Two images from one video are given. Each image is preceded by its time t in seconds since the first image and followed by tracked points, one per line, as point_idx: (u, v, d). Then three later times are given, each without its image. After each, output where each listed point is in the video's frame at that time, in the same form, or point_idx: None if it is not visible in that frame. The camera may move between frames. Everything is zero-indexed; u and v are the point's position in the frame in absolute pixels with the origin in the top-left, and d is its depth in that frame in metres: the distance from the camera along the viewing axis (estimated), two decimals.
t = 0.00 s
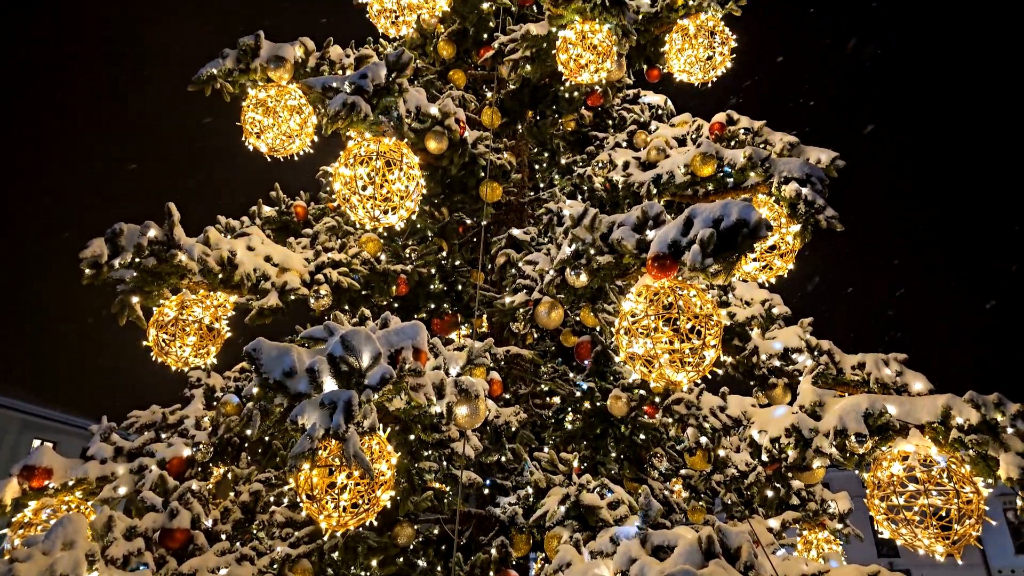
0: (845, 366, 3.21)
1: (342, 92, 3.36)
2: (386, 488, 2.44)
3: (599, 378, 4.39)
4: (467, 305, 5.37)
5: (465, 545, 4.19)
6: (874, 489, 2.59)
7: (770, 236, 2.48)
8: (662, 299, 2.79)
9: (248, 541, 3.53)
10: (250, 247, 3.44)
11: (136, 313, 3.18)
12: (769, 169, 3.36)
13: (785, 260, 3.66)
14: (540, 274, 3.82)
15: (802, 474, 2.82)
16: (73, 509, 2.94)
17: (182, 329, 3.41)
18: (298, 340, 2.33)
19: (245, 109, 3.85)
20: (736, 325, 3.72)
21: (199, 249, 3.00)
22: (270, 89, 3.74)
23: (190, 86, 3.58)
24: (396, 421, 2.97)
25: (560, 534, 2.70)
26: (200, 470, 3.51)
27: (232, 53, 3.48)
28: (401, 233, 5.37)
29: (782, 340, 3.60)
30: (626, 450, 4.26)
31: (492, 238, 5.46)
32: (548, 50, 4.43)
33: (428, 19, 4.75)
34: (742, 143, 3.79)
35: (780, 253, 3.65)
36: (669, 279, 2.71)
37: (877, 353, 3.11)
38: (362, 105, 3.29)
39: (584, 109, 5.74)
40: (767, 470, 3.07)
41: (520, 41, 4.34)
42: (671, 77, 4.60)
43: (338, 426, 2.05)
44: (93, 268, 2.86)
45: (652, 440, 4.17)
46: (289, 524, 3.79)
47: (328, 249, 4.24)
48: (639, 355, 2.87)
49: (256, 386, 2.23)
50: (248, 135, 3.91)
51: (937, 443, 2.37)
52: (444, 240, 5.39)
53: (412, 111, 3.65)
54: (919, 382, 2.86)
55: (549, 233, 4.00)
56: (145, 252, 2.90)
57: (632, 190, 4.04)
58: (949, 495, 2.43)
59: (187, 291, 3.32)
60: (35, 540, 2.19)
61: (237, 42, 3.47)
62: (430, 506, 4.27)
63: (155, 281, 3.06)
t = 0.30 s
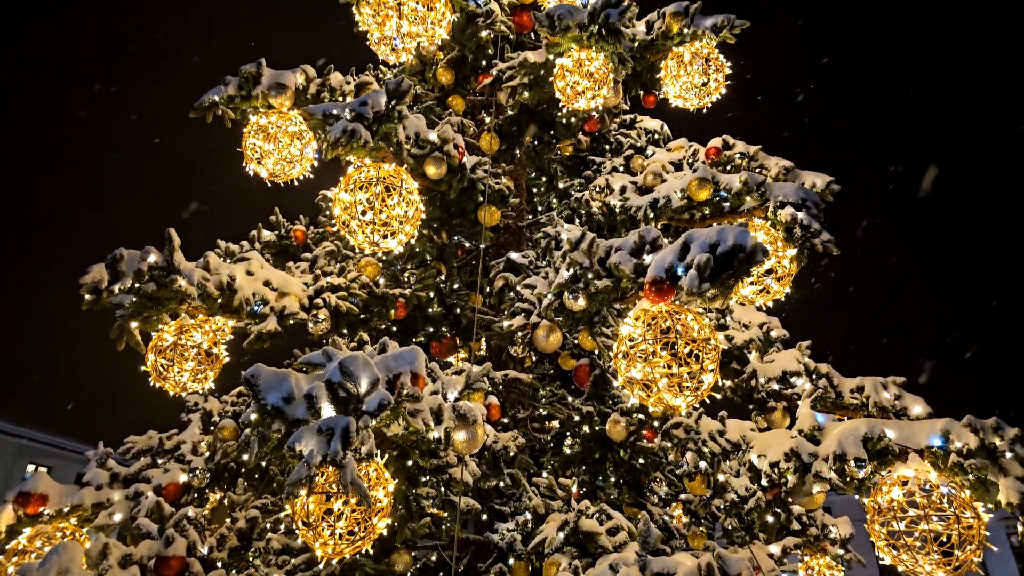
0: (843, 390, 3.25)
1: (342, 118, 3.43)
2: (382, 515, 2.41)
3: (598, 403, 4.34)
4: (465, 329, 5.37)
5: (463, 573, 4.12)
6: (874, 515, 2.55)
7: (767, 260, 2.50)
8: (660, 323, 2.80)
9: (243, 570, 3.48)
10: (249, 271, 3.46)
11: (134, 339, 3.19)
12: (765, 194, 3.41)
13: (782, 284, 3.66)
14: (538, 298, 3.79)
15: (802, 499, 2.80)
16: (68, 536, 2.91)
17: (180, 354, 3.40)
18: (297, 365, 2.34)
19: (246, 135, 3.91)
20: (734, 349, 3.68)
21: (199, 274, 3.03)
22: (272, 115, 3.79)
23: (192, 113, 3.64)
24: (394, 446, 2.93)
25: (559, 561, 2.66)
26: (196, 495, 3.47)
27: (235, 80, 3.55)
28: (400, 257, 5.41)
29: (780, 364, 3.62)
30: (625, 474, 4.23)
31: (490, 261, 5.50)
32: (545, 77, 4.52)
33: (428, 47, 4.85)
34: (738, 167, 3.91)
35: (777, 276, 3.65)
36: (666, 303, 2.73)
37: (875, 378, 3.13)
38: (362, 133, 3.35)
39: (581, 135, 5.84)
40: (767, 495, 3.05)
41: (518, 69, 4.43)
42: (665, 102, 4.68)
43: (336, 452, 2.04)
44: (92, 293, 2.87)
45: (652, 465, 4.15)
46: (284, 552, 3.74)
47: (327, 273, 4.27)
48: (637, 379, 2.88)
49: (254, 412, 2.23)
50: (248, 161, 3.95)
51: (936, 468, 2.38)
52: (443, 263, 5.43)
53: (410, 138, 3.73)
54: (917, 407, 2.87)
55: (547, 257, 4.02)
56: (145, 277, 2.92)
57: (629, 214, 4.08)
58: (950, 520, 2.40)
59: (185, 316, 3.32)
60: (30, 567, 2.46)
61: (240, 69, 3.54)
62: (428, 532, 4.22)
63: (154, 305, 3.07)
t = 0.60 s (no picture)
0: (842, 415, 3.24)
1: (342, 147, 3.48)
2: (380, 544, 2.40)
3: (596, 428, 4.37)
4: (463, 354, 5.36)
5: None
6: (875, 543, 2.57)
7: (761, 287, 2.55)
8: (658, 349, 2.82)
9: None
10: (248, 298, 3.47)
11: (133, 365, 3.16)
12: (761, 220, 3.45)
13: (779, 309, 3.66)
14: (537, 324, 3.79)
15: (803, 527, 2.75)
16: (62, 566, 2.86)
17: (179, 381, 3.40)
18: (296, 394, 2.35)
19: (248, 162, 3.99)
20: (733, 374, 3.76)
21: (199, 301, 3.05)
22: (273, 143, 3.89)
23: (194, 141, 3.70)
24: (393, 474, 2.89)
25: None
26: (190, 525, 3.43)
27: (236, 109, 3.63)
28: (398, 282, 5.43)
29: (779, 389, 3.59)
30: (625, 501, 4.18)
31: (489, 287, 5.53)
32: (543, 106, 4.60)
33: (428, 76, 4.96)
34: (734, 193, 3.96)
35: (773, 302, 3.66)
36: (664, 329, 2.75)
37: (874, 403, 3.11)
38: (361, 161, 3.41)
39: (579, 161, 5.93)
40: (767, 523, 3.01)
41: (515, 98, 4.52)
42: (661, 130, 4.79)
43: (334, 481, 2.03)
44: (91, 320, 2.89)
45: (651, 492, 4.11)
46: None
47: (326, 299, 4.29)
48: (636, 406, 2.88)
49: (253, 440, 2.25)
50: (249, 188, 4.01)
51: (936, 495, 2.38)
52: (442, 289, 5.45)
53: (412, 165, 3.76)
54: (916, 432, 2.89)
55: (545, 282, 4.03)
56: (145, 304, 2.95)
57: (626, 240, 4.13)
58: (951, 547, 2.37)
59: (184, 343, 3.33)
60: None
61: (242, 98, 3.62)
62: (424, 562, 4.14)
63: (153, 333, 3.07)
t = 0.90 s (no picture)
0: (842, 439, 3.26)
1: (342, 172, 3.54)
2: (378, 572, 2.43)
3: (596, 454, 4.27)
4: (461, 379, 5.34)
5: None
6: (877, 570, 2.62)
7: (759, 311, 2.56)
8: (656, 374, 2.82)
9: None
10: (246, 323, 3.47)
11: (130, 391, 3.15)
12: (757, 245, 3.48)
13: (776, 333, 3.71)
14: (535, 348, 3.81)
15: (804, 554, 2.72)
16: None
17: (176, 407, 3.39)
18: (294, 420, 2.35)
19: (248, 188, 4.03)
20: (731, 399, 3.71)
21: (197, 326, 3.06)
22: (273, 168, 3.92)
23: (194, 167, 3.73)
24: (390, 500, 2.83)
25: None
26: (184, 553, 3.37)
27: (238, 135, 3.69)
28: (396, 306, 5.43)
29: (778, 414, 3.59)
30: (624, 527, 4.13)
31: (487, 311, 5.54)
32: (541, 131, 4.67)
33: (428, 103, 5.05)
34: (731, 218, 4.00)
35: (771, 326, 3.72)
36: (661, 353, 2.76)
37: (873, 427, 3.15)
38: (361, 186, 3.45)
39: (576, 186, 5.99)
40: (767, 550, 2.95)
41: (514, 124, 4.60)
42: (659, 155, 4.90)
43: (331, 508, 2.01)
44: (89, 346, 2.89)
45: (650, 518, 4.06)
46: None
47: (324, 324, 4.30)
48: (635, 432, 2.88)
49: (248, 467, 2.21)
50: (249, 213, 4.06)
51: (937, 521, 2.35)
52: (440, 312, 5.46)
53: (409, 190, 3.84)
54: (917, 457, 2.88)
55: (543, 305, 4.02)
56: (144, 329, 2.96)
57: (624, 264, 4.17)
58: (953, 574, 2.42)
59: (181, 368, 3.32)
60: None
61: (242, 125, 3.68)
62: None
63: (151, 358, 3.08)
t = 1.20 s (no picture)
0: (841, 463, 3.24)
1: (341, 196, 3.58)
2: None
3: (594, 478, 4.19)
4: (459, 402, 5.31)
5: None
6: None
7: (756, 334, 2.56)
8: (653, 397, 2.82)
9: None
10: (243, 346, 3.46)
11: (125, 416, 3.14)
12: (754, 267, 3.51)
13: (775, 356, 3.73)
14: (533, 372, 3.73)
15: None
16: None
17: (171, 432, 3.35)
18: (290, 444, 2.33)
19: (246, 212, 4.04)
20: (731, 421, 3.74)
21: (194, 350, 3.06)
22: (271, 192, 3.95)
23: (193, 190, 3.76)
24: (386, 526, 2.76)
25: None
26: None
27: (237, 159, 3.73)
28: (394, 328, 5.43)
29: (778, 437, 3.57)
30: (624, 552, 4.05)
31: (485, 333, 5.55)
32: (539, 155, 4.73)
33: (426, 127, 5.13)
34: (727, 240, 4.02)
35: (769, 348, 3.73)
36: (659, 376, 2.76)
37: (873, 449, 3.15)
38: (360, 211, 3.47)
39: (573, 209, 6.06)
40: None
41: (512, 148, 4.66)
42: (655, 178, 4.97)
43: (327, 534, 1.99)
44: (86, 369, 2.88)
45: (650, 543, 3.99)
46: None
47: (321, 346, 4.29)
48: (633, 456, 2.88)
49: (244, 493, 2.21)
50: (247, 237, 4.07)
51: (938, 546, 2.33)
52: (438, 335, 5.45)
53: (408, 214, 3.87)
54: (916, 480, 2.90)
55: (541, 327, 4.01)
56: (140, 352, 2.94)
57: (621, 286, 4.20)
58: None
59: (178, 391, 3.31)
60: None
61: (242, 149, 3.73)
62: None
63: (148, 382, 3.07)
